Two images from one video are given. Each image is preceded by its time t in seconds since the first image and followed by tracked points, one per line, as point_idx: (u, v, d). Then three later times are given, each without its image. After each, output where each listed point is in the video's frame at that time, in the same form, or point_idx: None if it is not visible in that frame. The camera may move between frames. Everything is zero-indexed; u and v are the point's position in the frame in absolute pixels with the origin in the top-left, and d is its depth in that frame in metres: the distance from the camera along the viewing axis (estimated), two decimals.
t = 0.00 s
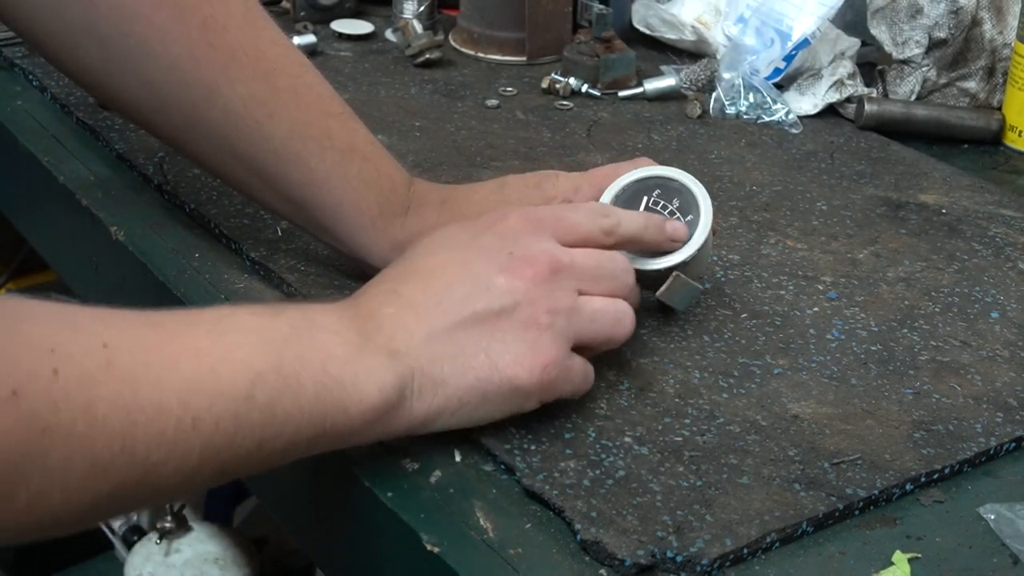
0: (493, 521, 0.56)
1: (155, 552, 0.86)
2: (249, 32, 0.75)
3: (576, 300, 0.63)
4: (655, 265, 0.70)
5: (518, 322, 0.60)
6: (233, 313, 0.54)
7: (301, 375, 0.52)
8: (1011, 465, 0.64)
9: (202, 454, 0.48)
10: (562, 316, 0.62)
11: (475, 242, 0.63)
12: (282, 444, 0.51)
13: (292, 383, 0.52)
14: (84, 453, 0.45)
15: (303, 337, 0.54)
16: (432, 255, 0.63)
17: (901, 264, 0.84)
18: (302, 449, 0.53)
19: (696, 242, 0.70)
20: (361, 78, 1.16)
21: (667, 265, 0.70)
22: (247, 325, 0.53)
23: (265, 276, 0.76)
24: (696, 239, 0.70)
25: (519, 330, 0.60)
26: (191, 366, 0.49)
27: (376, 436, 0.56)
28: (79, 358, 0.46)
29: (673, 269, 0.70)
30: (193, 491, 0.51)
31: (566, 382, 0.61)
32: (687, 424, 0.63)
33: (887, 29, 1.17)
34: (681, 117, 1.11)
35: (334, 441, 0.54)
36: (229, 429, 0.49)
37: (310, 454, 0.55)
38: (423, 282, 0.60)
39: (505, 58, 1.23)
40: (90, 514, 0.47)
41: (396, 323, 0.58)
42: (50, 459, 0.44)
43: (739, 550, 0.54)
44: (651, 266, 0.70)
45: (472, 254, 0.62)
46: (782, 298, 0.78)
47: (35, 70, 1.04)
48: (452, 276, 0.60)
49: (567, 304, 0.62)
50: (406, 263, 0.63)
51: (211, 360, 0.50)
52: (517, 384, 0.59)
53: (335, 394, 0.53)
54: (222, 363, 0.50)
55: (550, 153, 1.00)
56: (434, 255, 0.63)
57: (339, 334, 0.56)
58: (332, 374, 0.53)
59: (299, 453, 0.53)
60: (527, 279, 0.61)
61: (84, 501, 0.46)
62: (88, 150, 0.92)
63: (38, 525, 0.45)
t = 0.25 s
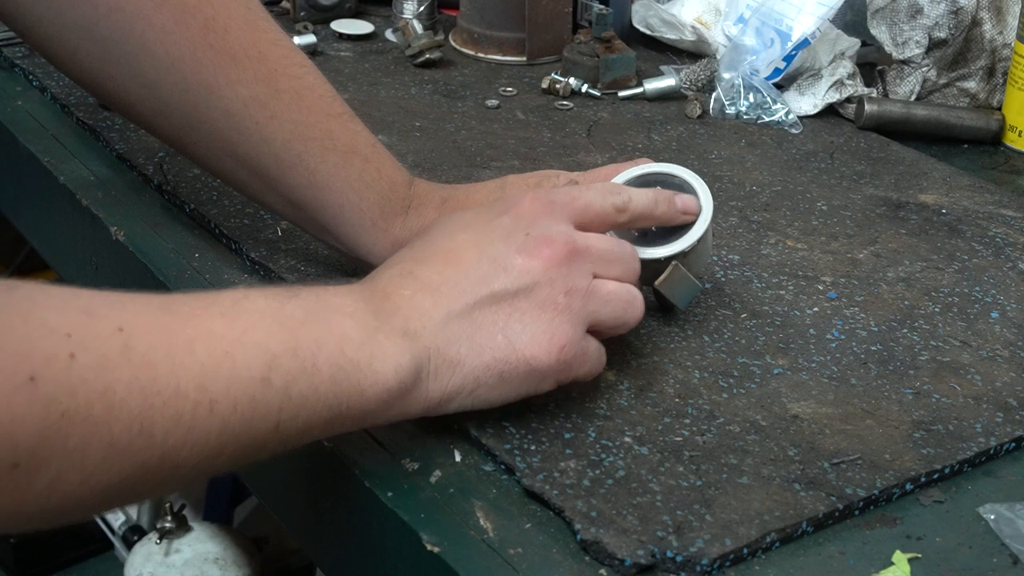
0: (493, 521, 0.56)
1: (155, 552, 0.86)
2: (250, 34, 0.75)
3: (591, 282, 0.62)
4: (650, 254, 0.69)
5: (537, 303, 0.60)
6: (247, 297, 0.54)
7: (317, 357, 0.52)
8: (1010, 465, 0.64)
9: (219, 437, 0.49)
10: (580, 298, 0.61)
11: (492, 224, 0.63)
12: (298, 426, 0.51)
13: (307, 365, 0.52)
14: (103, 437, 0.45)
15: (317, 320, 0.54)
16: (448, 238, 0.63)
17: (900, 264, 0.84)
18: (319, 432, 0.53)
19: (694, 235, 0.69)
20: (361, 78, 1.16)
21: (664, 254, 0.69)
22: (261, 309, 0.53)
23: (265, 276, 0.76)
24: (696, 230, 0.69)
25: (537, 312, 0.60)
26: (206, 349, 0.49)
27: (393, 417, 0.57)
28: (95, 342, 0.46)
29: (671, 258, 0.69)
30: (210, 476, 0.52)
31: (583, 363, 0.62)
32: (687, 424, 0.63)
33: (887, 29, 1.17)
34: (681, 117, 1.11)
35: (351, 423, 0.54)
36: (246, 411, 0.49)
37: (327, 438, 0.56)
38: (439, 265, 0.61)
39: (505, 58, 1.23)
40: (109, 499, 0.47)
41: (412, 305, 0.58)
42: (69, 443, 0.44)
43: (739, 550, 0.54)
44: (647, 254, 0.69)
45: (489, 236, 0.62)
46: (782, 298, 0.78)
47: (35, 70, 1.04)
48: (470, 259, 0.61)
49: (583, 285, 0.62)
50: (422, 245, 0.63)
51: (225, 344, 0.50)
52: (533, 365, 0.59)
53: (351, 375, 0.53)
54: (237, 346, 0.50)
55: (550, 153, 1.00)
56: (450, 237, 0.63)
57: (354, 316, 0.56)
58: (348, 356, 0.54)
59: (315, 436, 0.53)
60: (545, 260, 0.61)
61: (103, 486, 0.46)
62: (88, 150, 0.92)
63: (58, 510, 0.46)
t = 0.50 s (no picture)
0: (493, 521, 0.56)
1: (155, 552, 0.86)
2: (250, 34, 0.75)
3: (590, 274, 0.64)
4: (650, 255, 0.70)
5: (547, 290, 0.61)
6: (252, 289, 0.54)
7: (324, 347, 0.52)
8: (1011, 465, 0.64)
9: (228, 429, 0.48)
10: (585, 284, 0.63)
11: (498, 211, 0.64)
12: (306, 417, 0.51)
13: (314, 356, 0.52)
14: (113, 430, 0.45)
15: (325, 310, 0.54)
16: (455, 227, 0.63)
17: (900, 264, 0.84)
18: (327, 422, 0.53)
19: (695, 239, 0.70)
20: (361, 78, 1.16)
21: (664, 257, 0.70)
22: (266, 300, 0.53)
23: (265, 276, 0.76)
24: (695, 234, 0.70)
25: (547, 298, 0.61)
26: (213, 341, 0.49)
27: (401, 407, 0.57)
28: (102, 337, 0.46)
29: (670, 260, 0.70)
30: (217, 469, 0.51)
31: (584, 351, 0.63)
32: (687, 424, 0.63)
33: (887, 29, 1.17)
34: (682, 117, 1.11)
35: (358, 413, 0.54)
36: (255, 402, 0.49)
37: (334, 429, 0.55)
38: (448, 253, 0.61)
39: (505, 58, 1.23)
40: (117, 493, 0.47)
41: (421, 294, 0.58)
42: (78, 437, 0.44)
43: (739, 551, 0.54)
44: (646, 256, 0.70)
45: (496, 224, 0.63)
46: (782, 298, 0.78)
47: (35, 70, 1.04)
48: (478, 247, 0.61)
49: (585, 274, 0.63)
50: (429, 234, 0.63)
51: (233, 335, 0.50)
52: (543, 351, 0.60)
53: (358, 365, 0.53)
54: (244, 337, 0.50)
55: (550, 153, 1.00)
56: (457, 225, 0.63)
57: (363, 306, 0.56)
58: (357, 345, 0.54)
59: (323, 427, 0.53)
60: (554, 246, 0.62)
61: (112, 479, 0.45)
62: (88, 150, 0.92)
63: (67, 504, 0.45)
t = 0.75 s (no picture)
0: (493, 521, 0.56)
1: (155, 552, 0.86)
2: (250, 34, 0.75)
3: (569, 271, 0.64)
4: (651, 258, 0.70)
5: (526, 288, 0.61)
6: (234, 293, 0.54)
7: (307, 350, 0.52)
8: (1010, 465, 0.64)
9: (211, 433, 0.48)
10: (563, 281, 0.63)
11: (472, 212, 0.65)
12: (289, 420, 0.51)
13: (297, 360, 0.52)
14: (94, 434, 0.45)
15: (306, 313, 0.54)
16: (432, 228, 0.63)
17: (900, 264, 0.84)
18: (310, 426, 0.53)
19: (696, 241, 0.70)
20: (361, 78, 1.16)
21: (665, 258, 0.70)
22: (248, 303, 0.53)
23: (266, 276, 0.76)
24: (695, 236, 0.70)
25: (526, 296, 0.61)
26: (195, 345, 0.49)
27: (384, 410, 0.57)
28: (84, 341, 0.46)
29: (671, 262, 0.70)
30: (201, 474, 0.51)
31: (564, 351, 0.63)
32: (687, 424, 0.63)
33: (887, 29, 1.17)
34: (681, 117, 1.11)
35: (342, 417, 0.54)
36: (237, 405, 0.49)
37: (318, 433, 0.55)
38: (426, 255, 0.61)
39: (505, 58, 1.23)
40: (101, 497, 0.47)
41: (401, 295, 0.58)
42: (60, 442, 0.44)
43: (739, 550, 0.54)
44: (646, 258, 0.70)
45: (473, 225, 0.63)
46: (782, 298, 0.78)
47: (35, 70, 1.04)
48: (456, 247, 0.62)
49: (563, 272, 0.64)
50: (406, 237, 0.63)
51: (215, 339, 0.50)
52: (524, 349, 0.60)
53: (341, 368, 0.53)
54: (226, 340, 0.50)
55: (550, 153, 1.00)
56: (432, 227, 0.64)
57: (343, 308, 0.56)
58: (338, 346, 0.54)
59: (306, 430, 0.53)
60: (530, 244, 0.63)
61: (95, 483, 0.45)
62: (88, 150, 0.92)
63: (52, 508, 0.45)
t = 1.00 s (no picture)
0: (493, 522, 0.56)
1: (151, 555, 0.86)
2: (248, 33, 0.74)
3: (539, 288, 0.64)
4: (653, 259, 0.69)
5: (497, 306, 0.61)
6: (200, 314, 0.53)
7: (274, 373, 0.52)
8: (1016, 467, 0.63)
9: (174, 458, 0.48)
10: (534, 298, 0.63)
11: (441, 227, 0.63)
12: (256, 445, 0.51)
13: (265, 383, 0.51)
14: (54, 460, 0.44)
15: (273, 334, 0.54)
16: (399, 246, 0.62)
17: (903, 263, 0.83)
18: (278, 450, 0.52)
19: (697, 240, 0.70)
20: (360, 77, 1.15)
21: (666, 260, 0.69)
22: (215, 325, 0.52)
23: (264, 276, 0.75)
24: (695, 236, 0.70)
25: (496, 315, 0.60)
26: (160, 368, 0.48)
27: (353, 434, 0.56)
28: (47, 363, 0.45)
29: (672, 263, 0.69)
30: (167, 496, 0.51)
31: (539, 366, 0.62)
32: (688, 425, 0.62)
33: (890, 27, 1.15)
34: (682, 116, 1.10)
35: (309, 441, 0.54)
36: (202, 430, 0.48)
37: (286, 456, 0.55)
38: (394, 274, 0.60)
39: (505, 56, 1.22)
40: (62, 522, 0.46)
41: (369, 315, 0.57)
42: (20, 467, 0.43)
43: (741, 553, 0.53)
44: (646, 260, 0.69)
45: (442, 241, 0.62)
46: (784, 298, 0.77)
47: (31, 68, 1.04)
48: (423, 265, 0.61)
49: (532, 289, 0.63)
50: (373, 255, 0.62)
51: (181, 361, 0.49)
52: (496, 370, 0.59)
53: (308, 392, 0.52)
54: (192, 363, 0.49)
55: (550, 152, 0.99)
56: (400, 244, 0.63)
57: (311, 330, 0.55)
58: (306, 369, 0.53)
59: (273, 454, 0.53)
60: (498, 260, 0.62)
61: (55, 508, 0.45)
62: (84, 149, 0.91)
63: (12, 533, 0.45)
